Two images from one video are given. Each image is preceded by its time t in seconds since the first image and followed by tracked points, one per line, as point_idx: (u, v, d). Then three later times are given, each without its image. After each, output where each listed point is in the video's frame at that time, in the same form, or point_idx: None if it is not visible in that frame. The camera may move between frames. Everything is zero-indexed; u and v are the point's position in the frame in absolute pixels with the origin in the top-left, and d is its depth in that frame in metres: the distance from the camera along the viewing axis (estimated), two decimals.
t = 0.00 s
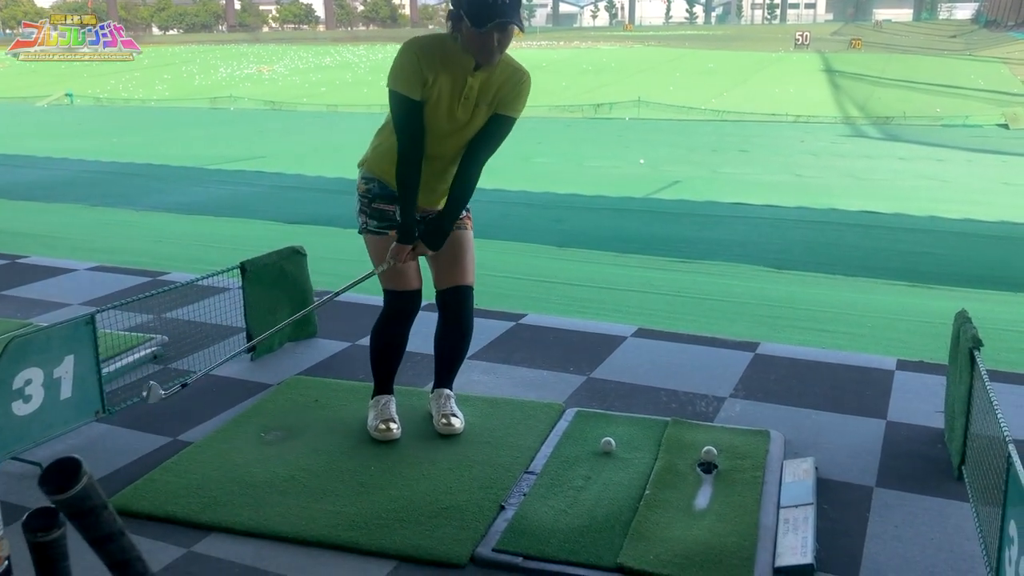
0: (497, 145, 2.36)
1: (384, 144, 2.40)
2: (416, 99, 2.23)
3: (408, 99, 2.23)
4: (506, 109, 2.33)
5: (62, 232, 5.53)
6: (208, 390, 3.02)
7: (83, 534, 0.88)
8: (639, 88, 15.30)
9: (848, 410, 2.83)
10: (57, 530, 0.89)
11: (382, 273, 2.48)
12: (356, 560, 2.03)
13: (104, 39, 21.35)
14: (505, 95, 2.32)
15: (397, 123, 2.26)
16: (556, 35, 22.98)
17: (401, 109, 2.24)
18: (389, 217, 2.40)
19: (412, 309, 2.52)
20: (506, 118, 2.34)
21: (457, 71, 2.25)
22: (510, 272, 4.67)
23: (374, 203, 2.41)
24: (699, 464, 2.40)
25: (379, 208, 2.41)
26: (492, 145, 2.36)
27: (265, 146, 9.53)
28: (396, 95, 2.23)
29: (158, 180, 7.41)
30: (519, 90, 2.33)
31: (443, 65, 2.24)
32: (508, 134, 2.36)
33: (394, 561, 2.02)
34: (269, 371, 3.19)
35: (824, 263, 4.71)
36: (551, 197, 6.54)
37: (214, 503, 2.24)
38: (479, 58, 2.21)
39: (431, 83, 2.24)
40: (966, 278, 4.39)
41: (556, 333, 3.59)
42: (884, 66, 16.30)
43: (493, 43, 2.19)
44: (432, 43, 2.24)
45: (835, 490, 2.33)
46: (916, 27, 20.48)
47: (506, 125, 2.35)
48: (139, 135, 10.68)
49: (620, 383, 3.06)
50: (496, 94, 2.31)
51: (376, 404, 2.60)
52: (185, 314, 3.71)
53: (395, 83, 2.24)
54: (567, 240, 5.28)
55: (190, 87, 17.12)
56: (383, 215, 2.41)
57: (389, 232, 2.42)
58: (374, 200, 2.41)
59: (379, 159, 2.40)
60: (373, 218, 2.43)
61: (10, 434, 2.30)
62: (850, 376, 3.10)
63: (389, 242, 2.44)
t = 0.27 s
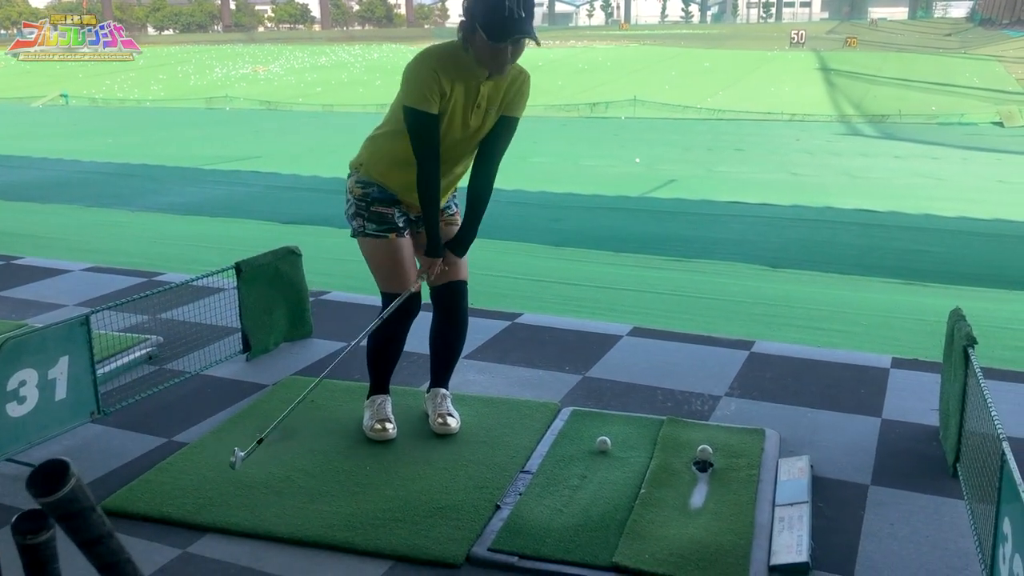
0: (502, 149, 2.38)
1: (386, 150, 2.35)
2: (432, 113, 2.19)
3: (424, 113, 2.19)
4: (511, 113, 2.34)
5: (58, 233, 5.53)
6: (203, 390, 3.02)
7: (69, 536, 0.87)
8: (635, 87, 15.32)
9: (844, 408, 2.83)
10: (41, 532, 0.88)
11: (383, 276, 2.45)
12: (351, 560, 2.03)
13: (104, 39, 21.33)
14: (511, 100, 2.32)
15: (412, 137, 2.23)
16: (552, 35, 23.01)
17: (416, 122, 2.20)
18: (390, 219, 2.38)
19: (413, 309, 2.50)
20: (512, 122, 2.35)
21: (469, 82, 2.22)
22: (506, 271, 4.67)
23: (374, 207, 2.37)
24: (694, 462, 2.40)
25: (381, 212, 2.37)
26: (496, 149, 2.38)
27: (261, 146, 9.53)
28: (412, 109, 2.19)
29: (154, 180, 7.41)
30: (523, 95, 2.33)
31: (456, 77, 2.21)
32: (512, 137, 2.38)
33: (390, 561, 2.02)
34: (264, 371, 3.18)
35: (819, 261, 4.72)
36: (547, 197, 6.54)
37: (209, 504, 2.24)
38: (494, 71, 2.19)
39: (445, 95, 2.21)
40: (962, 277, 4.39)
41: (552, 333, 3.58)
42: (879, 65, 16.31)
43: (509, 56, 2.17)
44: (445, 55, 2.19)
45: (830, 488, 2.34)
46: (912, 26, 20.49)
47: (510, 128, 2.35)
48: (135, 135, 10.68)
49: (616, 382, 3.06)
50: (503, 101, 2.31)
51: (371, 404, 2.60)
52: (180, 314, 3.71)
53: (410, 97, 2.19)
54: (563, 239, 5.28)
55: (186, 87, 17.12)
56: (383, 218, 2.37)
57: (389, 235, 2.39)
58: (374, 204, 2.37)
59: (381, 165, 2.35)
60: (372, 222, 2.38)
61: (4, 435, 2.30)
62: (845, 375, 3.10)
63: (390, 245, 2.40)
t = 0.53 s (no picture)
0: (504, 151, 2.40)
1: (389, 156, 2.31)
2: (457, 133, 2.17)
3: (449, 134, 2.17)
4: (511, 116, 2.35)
5: (55, 234, 5.52)
6: (199, 391, 3.02)
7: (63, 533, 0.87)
8: (632, 86, 15.33)
9: (840, 407, 2.84)
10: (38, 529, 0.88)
11: (381, 280, 2.42)
12: (348, 560, 2.03)
13: (104, 40, 21.30)
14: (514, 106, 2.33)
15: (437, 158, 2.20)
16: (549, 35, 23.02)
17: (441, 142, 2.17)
18: (389, 222, 2.35)
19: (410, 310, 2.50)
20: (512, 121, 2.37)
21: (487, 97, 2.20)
22: (503, 271, 4.67)
23: (373, 211, 2.34)
24: (691, 461, 2.40)
25: (381, 215, 2.34)
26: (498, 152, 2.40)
27: (258, 146, 9.52)
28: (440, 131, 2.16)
29: (150, 180, 7.41)
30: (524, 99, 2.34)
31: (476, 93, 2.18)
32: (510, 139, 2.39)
33: (386, 561, 2.02)
34: (262, 372, 3.18)
35: (816, 260, 4.73)
36: (543, 196, 6.54)
37: (205, 505, 2.23)
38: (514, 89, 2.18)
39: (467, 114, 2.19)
40: (958, 275, 4.40)
41: (548, 333, 3.59)
42: (875, 64, 16.34)
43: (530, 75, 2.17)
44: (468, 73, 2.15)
45: (827, 486, 2.34)
46: (908, 25, 20.52)
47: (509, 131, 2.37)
48: (132, 136, 10.68)
49: (612, 382, 3.06)
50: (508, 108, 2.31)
51: (368, 403, 2.60)
52: (177, 315, 3.71)
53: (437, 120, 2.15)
54: (559, 239, 5.28)
55: (183, 87, 17.12)
56: (382, 221, 2.34)
57: (388, 238, 2.36)
58: (373, 208, 2.33)
59: (382, 169, 2.32)
60: (371, 224, 2.35)
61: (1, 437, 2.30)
62: (841, 373, 3.11)
63: (388, 248, 2.37)
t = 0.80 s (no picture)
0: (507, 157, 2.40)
1: (395, 163, 2.28)
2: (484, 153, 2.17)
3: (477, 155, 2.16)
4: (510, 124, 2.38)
5: (55, 235, 5.52)
6: (200, 392, 3.02)
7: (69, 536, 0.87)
8: (630, 87, 15.35)
9: (839, 408, 2.84)
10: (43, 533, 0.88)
11: (377, 286, 2.40)
12: (349, 561, 2.03)
13: (104, 41, 21.28)
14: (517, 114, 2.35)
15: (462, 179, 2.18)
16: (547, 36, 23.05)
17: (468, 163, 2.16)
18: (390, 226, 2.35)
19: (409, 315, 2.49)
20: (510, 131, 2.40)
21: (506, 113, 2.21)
22: (503, 272, 4.67)
23: (375, 216, 2.33)
24: (691, 462, 2.40)
25: (383, 219, 2.34)
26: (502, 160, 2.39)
27: (257, 148, 9.53)
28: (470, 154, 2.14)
29: (149, 182, 7.41)
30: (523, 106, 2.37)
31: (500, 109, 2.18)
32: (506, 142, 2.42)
33: (387, 561, 2.02)
34: (262, 372, 3.18)
35: (815, 261, 4.73)
36: (543, 197, 6.55)
37: (207, 506, 2.24)
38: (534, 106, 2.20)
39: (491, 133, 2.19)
40: (957, 275, 4.41)
41: (549, 334, 3.59)
42: (873, 65, 16.38)
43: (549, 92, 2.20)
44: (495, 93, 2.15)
45: (827, 487, 2.35)
46: (906, 26, 20.57)
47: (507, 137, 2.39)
48: (131, 137, 10.69)
49: (613, 383, 3.07)
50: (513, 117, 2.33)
51: (367, 405, 2.60)
52: (177, 316, 3.71)
53: (467, 141, 2.13)
54: (559, 240, 5.29)
55: (182, 88, 17.13)
56: (384, 225, 2.34)
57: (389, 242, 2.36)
58: (376, 213, 2.33)
59: (385, 174, 2.30)
60: (373, 228, 2.34)
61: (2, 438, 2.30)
62: (841, 374, 3.12)
63: (389, 253, 2.37)
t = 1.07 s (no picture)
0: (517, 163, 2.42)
1: (404, 172, 2.28)
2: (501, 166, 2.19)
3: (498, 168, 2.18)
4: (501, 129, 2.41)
5: (54, 235, 5.52)
6: (200, 392, 3.02)
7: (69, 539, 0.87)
8: (631, 87, 15.36)
9: (839, 408, 2.84)
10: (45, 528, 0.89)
11: (376, 291, 2.38)
12: (349, 560, 2.03)
13: (106, 43, 21.22)
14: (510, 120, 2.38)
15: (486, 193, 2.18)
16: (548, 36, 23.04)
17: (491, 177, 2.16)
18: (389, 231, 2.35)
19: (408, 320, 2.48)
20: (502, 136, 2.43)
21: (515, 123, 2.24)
22: (503, 272, 4.68)
23: (375, 221, 2.32)
24: (691, 462, 2.40)
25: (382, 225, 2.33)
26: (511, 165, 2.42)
27: (257, 148, 9.53)
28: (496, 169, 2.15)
29: (149, 181, 7.41)
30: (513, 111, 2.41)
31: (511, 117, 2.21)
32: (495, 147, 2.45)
33: (387, 561, 2.02)
34: (261, 372, 3.18)
35: (815, 261, 4.73)
36: (543, 197, 6.55)
37: (207, 505, 2.24)
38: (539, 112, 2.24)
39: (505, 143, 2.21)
40: (957, 276, 4.42)
41: (549, 334, 3.59)
42: (873, 65, 16.38)
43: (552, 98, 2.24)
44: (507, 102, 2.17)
45: (826, 487, 2.35)
46: (907, 26, 20.57)
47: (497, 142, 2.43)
48: (131, 137, 10.69)
49: (613, 383, 3.07)
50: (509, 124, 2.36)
51: (366, 406, 2.60)
52: (176, 316, 3.71)
53: (490, 154, 2.14)
54: (559, 240, 5.29)
55: (182, 88, 17.13)
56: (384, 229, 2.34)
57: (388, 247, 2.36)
58: (376, 218, 2.32)
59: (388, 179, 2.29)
60: (372, 233, 2.33)
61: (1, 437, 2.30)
62: (841, 374, 3.12)
63: (387, 259, 2.35)
